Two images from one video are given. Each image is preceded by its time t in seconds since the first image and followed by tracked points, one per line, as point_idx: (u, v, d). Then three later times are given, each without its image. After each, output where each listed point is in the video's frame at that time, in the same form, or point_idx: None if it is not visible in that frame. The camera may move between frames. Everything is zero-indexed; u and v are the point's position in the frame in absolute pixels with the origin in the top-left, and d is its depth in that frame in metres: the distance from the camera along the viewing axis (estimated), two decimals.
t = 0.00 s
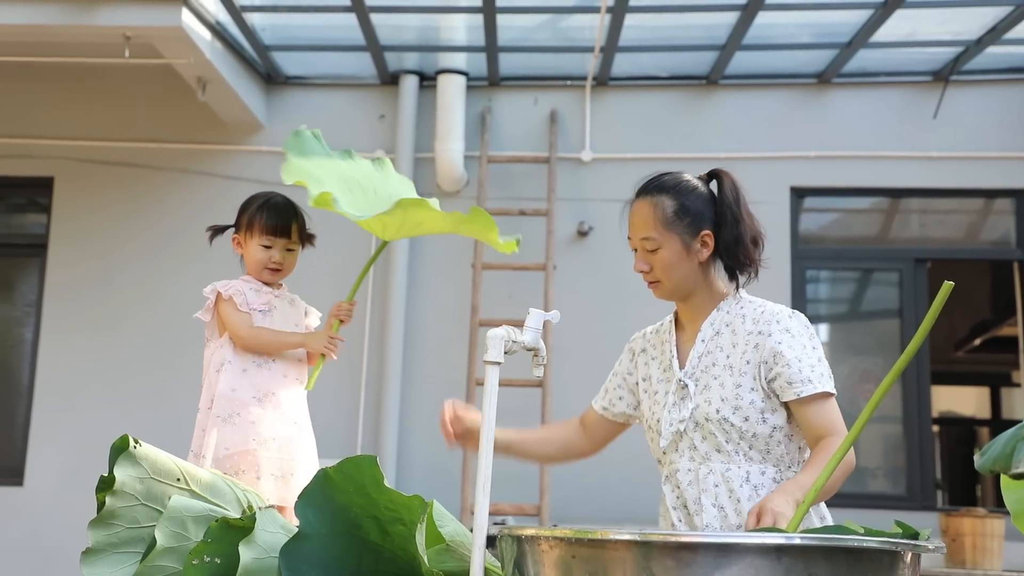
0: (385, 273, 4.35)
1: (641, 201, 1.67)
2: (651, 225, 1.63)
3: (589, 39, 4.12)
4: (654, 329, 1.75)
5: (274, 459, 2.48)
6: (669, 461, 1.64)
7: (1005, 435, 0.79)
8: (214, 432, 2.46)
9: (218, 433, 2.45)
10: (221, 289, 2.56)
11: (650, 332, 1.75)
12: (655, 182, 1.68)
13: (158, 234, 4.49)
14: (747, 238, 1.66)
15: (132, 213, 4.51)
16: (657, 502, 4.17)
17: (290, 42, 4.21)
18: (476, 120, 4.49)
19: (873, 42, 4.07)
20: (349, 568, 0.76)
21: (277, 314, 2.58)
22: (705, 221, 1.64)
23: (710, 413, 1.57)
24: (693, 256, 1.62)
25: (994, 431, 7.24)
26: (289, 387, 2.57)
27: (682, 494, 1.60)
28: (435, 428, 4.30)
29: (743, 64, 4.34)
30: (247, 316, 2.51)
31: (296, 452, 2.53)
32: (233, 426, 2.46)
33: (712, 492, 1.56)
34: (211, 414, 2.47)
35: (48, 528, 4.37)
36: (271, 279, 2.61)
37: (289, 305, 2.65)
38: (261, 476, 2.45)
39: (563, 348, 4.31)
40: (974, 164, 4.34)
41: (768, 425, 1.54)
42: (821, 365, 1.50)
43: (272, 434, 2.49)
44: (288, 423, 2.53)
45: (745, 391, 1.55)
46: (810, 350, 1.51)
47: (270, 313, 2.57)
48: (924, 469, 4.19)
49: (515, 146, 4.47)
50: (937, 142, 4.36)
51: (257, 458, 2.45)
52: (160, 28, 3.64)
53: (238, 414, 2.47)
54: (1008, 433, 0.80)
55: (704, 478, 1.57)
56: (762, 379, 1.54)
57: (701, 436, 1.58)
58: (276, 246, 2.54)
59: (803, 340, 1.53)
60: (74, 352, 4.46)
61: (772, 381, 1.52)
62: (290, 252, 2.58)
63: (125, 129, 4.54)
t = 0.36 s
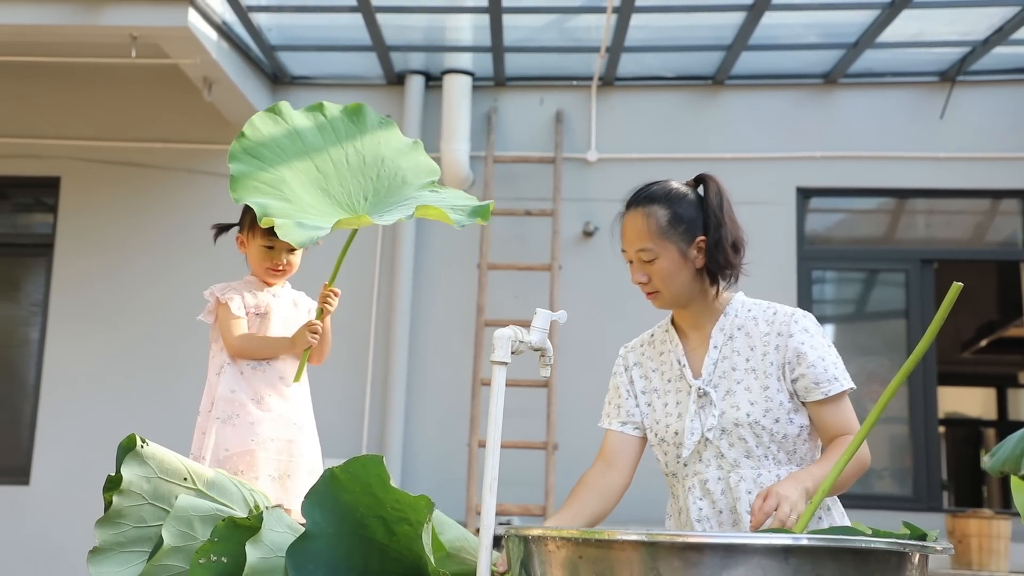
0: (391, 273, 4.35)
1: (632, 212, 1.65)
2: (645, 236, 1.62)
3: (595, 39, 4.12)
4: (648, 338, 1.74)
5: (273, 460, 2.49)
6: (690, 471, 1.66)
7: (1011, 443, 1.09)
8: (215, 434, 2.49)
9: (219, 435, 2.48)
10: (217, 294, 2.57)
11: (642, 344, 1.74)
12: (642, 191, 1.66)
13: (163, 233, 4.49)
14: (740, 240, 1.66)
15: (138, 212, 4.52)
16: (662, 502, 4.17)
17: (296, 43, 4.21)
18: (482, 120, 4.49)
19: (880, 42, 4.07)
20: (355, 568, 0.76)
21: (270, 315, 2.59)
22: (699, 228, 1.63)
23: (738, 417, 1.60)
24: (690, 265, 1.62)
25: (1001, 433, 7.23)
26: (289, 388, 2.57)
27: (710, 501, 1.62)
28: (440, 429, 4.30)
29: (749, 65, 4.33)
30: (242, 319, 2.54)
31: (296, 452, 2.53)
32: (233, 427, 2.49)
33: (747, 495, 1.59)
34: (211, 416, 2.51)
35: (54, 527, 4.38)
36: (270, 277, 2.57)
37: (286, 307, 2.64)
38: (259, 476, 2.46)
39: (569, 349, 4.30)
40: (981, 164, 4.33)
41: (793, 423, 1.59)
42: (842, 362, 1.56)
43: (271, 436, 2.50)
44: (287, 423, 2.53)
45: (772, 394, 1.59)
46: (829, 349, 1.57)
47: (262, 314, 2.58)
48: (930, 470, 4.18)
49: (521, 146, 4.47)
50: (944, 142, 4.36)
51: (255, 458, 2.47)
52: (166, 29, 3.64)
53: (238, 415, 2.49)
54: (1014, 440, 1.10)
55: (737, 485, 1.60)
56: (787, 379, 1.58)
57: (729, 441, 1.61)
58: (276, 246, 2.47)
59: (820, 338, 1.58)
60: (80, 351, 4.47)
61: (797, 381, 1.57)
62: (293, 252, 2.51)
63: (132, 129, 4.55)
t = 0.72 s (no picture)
0: (397, 273, 4.35)
1: (698, 184, 1.63)
2: (710, 207, 1.59)
3: (603, 38, 4.11)
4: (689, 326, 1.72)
5: (279, 459, 2.50)
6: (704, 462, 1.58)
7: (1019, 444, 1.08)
8: (222, 433, 2.50)
9: (225, 434, 2.48)
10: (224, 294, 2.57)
11: (683, 330, 1.72)
12: (706, 167, 1.65)
13: (171, 232, 4.50)
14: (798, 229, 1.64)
15: (145, 211, 4.53)
16: (669, 501, 4.16)
17: (303, 41, 4.22)
18: (489, 120, 4.49)
19: (888, 42, 4.06)
20: (363, 566, 0.76)
21: (277, 315, 2.59)
22: (762, 209, 1.62)
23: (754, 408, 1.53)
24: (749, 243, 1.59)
25: (1007, 434, 7.22)
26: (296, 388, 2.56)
27: (718, 493, 1.54)
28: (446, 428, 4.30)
29: (757, 64, 4.33)
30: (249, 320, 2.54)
31: (303, 451, 2.54)
32: (239, 426, 2.49)
33: (755, 488, 1.50)
34: (219, 414, 2.51)
35: (60, 525, 4.39)
36: (278, 278, 2.56)
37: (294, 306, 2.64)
38: (265, 476, 2.47)
39: (575, 348, 4.30)
40: (989, 164, 4.32)
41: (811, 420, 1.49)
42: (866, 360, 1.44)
43: (278, 435, 2.50)
44: (294, 422, 2.54)
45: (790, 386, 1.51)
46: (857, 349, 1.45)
47: (269, 314, 2.58)
48: (937, 471, 4.17)
49: (528, 145, 4.47)
50: (952, 142, 4.35)
51: (262, 458, 2.47)
52: (174, 27, 3.65)
53: (245, 415, 2.50)
54: None
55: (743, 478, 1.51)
56: (808, 375, 1.49)
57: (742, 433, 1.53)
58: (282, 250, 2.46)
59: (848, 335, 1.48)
60: (87, 350, 4.48)
61: (817, 376, 1.47)
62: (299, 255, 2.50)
63: (139, 128, 4.56)
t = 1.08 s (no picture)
0: (404, 271, 4.35)
1: (747, 162, 1.56)
2: (757, 186, 1.52)
3: (609, 36, 4.11)
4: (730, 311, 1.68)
5: (288, 455, 2.50)
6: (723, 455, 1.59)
7: None
8: (231, 431, 2.50)
9: (234, 431, 2.49)
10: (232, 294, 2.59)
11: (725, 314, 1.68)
12: (755, 150, 1.59)
13: (178, 229, 4.51)
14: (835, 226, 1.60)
15: (152, 208, 4.53)
16: (674, 499, 4.16)
17: (310, 39, 4.22)
18: (495, 118, 4.49)
19: (895, 40, 4.05)
20: (370, 565, 0.76)
21: (285, 313, 2.60)
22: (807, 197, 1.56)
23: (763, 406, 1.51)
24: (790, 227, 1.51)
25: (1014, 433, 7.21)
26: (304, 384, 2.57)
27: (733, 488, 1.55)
28: (452, 426, 4.30)
29: (764, 63, 4.32)
30: (255, 319, 2.56)
31: (312, 447, 2.54)
32: (248, 423, 2.49)
33: (759, 487, 1.50)
34: (228, 412, 2.52)
35: (67, 522, 4.40)
36: (285, 276, 2.57)
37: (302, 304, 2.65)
38: (274, 473, 2.47)
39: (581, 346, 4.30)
40: (997, 163, 4.31)
41: (820, 423, 1.44)
42: (842, 322, 1.28)
43: (287, 431, 2.50)
44: (303, 418, 2.54)
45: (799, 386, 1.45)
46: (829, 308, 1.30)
47: (277, 313, 2.59)
48: (944, 470, 4.15)
49: (534, 143, 4.47)
50: (959, 141, 4.33)
51: (270, 455, 2.47)
52: (180, 25, 3.65)
53: (254, 412, 2.50)
54: None
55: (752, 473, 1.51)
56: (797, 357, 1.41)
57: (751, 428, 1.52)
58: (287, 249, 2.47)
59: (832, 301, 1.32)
60: (94, 347, 4.48)
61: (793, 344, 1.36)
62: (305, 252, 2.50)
63: (146, 126, 4.57)
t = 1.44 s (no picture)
0: (409, 270, 4.35)
1: (743, 158, 1.55)
2: (753, 182, 1.51)
3: (614, 35, 4.10)
4: (724, 306, 1.68)
5: (294, 455, 2.50)
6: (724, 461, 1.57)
7: None
8: (236, 432, 2.49)
9: (240, 432, 2.49)
10: (236, 296, 2.59)
11: (718, 308, 1.68)
12: (752, 143, 1.57)
13: (182, 230, 4.51)
14: (835, 220, 1.59)
15: (158, 209, 4.54)
16: (679, 499, 4.15)
17: (315, 40, 4.22)
18: (500, 118, 4.49)
19: (900, 38, 4.04)
20: (375, 564, 0.76)
21: (288, 315, 2.60)
22: (805, 192, 1.55)
23: (773, 413, 1.50)
24: (785, 223, 1.50)
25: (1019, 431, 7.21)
26: (308, 385, 2.57)
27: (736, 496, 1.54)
28: (457, 426, 4.30)
29: (768, 62, 4.31)
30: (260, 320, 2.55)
31: (318, 447, 2.55)
32: (254, 424, 2.49)
33: (767, 494, 1.49)
34: (233, 413, 2.52)
35: (73, 522, 4.40)
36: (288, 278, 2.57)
37: (305, 305, 2.65)
38: (280, 473, 2.47)
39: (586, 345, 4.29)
40: (1002, 161, 4.30)
41: (833, 428, 1.44)
42: (851, 329, 1.31)
43: (292, 432, 2.50)
44: (308, 418, 2.54)
45: (811, 393, 1.44)
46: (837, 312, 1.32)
47: (280, 315, 2.59)
48: (950, 469, 4.15)
49: (539, 143, 4.47)
50: (964, 139, 4.33)
51: (277, 455, 2.47)
52: (185, 26, 3.66)
53: (259, 412, 2.50)
54: None
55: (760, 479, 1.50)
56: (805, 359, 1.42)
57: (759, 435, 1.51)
58: (290, 250, 2.47)
59: (838, 305, 1.34)
60: (99, 348, 4.49)
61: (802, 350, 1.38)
62: (308, 253, 2.50)
63: (151, 127, 4.58)
